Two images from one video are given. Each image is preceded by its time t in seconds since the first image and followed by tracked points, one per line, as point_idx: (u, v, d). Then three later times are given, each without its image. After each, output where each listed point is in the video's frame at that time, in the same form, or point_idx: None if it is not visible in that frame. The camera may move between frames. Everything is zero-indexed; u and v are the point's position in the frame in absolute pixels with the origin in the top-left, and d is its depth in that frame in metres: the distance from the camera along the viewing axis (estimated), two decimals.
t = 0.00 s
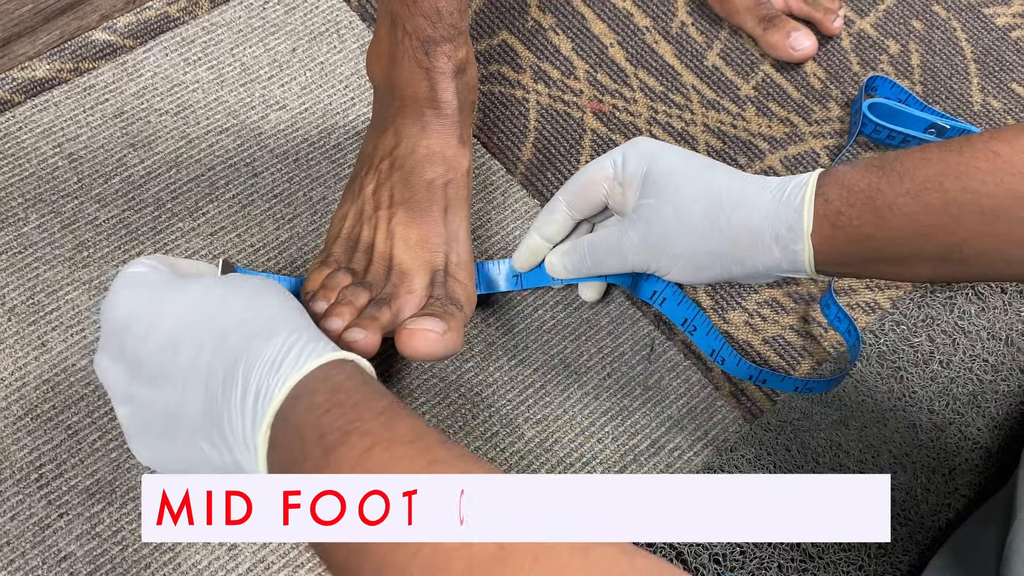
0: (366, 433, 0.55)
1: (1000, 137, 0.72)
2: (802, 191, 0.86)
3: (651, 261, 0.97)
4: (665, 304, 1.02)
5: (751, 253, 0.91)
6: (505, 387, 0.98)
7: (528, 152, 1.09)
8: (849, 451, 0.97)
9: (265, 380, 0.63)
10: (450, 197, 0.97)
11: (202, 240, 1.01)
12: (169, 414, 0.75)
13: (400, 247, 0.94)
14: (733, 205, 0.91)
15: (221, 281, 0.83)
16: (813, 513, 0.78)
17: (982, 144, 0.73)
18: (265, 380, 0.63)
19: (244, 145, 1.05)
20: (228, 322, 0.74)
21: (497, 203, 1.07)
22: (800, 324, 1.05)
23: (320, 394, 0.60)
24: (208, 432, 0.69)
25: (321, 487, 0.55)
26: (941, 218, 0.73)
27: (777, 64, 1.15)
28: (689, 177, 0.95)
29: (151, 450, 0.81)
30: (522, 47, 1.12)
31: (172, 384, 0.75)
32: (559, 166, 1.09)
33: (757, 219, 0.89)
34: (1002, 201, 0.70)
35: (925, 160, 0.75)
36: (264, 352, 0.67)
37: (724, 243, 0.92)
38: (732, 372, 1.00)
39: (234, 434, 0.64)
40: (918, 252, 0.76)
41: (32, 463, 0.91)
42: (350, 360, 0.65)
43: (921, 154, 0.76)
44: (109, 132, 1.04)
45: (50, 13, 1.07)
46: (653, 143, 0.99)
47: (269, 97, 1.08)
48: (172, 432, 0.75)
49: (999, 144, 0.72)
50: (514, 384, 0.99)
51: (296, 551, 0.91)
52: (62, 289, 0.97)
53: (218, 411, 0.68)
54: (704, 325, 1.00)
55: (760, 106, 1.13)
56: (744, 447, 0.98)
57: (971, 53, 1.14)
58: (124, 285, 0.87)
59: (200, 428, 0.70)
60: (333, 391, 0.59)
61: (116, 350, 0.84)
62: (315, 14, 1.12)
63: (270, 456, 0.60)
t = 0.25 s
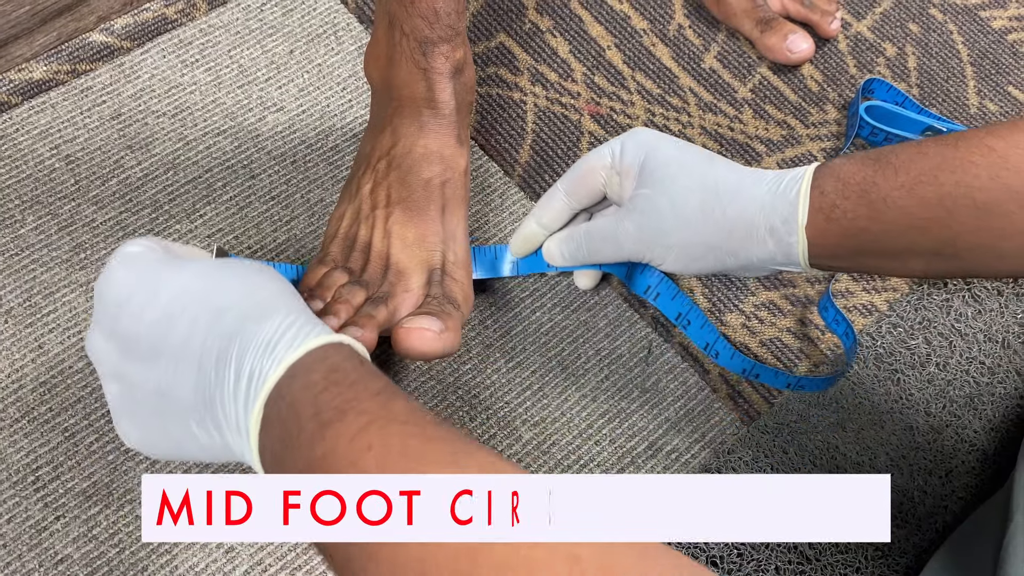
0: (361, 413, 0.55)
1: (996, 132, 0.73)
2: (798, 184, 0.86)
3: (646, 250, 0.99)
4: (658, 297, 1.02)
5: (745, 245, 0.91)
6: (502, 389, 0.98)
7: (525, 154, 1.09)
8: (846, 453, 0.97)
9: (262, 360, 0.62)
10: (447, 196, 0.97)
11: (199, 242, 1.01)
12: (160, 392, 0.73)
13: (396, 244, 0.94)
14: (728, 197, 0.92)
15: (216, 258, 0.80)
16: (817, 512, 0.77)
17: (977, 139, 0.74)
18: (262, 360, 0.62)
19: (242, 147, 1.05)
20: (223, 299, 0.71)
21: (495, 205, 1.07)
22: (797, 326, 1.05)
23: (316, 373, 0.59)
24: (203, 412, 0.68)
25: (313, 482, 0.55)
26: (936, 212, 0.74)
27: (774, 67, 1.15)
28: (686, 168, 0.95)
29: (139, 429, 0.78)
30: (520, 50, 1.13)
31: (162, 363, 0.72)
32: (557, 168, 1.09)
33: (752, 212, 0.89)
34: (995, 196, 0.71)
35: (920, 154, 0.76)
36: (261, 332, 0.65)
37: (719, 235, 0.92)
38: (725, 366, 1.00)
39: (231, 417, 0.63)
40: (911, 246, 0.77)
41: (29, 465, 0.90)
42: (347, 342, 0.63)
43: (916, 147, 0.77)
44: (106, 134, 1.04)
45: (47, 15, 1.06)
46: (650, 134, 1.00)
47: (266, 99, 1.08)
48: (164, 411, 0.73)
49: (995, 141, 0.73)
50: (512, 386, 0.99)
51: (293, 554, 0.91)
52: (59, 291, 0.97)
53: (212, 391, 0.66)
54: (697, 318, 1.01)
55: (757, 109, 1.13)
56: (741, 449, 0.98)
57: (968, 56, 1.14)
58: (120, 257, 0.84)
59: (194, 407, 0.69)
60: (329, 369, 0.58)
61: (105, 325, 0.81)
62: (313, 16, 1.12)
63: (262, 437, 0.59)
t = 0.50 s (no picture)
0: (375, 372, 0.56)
1: (990, 126, 0.75)
2: (794, 174, 0.89)
3: (641, 238, 0.99)
4: (653, 285, 1.03)
5: (740, 233, 0.93)
6: (500, 390, 0.98)
7: (523, 155, 1.09)
8: (843, 454, 0.98)
9: (277, 320, 0.61)
10: (445, 198, 0.97)
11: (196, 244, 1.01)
12: (167, 350, 0.71)
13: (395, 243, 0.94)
14: (725, 185, 0.94)
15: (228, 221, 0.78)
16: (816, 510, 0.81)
17: (972, 133, 0.75)
18: (278, 320, 0.61)
19: (240, 148, 1.05)
20: (237, 261, 0.70)
21: (493, 206, 1.07)
22: (795, 327, 1.05)
23: (331, 332, 0.59)
24: (212, 371, 0.66)
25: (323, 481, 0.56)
26: (928, 203, 0.76)
27: (772, 68, 1.15)
28: (685, 156, 0.97)
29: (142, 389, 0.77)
30: (518, 51, 1.13)
31: (172, 321, 0.71)
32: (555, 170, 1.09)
33: (749, 203, 0.91)
34: (988, 188, 0.73)
35: (916, 146, 0.78)
36: (276, 293, 0.64)
37: (715, 223, 0.94)
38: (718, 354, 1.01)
39: (242, 377, 0.62)
40: (903, 236, 0.80)
41: (26, 467, 0.90)
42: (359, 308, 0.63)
43: (914, 140, 0.80)
44: (104, 135, 1.03)
45: (45, 16, 1.06)
46: (650, 122, 1.01)
47: (264, 100, 1.08)
48: (171, 371, 0.71)
49: (991, 134, 0.74)
50: (510, 388, 0.99)
51: (290, 556, 0.91)
52: (56, 292, 0.97)
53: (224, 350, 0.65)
54: (693, 307, 1.02)
55: (754, 111, 1.13)
56: (740, 450, 0.97)
57: (965, 58, 1.15)
58: (130, 219, 0.83)
59: (203, 366, 0.67)
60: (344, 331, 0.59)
61: (114, 283, 0.80)
62: (311, 17, 1.12)
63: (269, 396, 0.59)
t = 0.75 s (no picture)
0: (391, 347, 0.58)
1: (986, 126, 0.75)
2: (790, 174, 0.90)
3: (638, 236, 0.99)
4: (653, 288, 1.03)
5: (736, 234, 0.94)
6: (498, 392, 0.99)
7: (521, 157, 1.09)
8: (841, 456, 0.98)
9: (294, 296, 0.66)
10: (444, 199, 0.97)
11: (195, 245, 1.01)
12: (183, 319, 0.77)
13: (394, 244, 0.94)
14: (723, 185, 0.94)
15: (250, 204, 0.84)
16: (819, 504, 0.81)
17: (968, 133, 0.75)
18: (295, 295, 0.66)
19: (237, 149, 1.05)
20: (259, 240, 0.76)
21: (491, 208, 1.07)
22: (793, 329, 1.05)
23: (348, 312, 0.62)
24: (225, 341, 0.72)
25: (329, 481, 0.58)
26: (925, 203, 0.76)
27: (769, 70, 1.15)
28: (682, 155, 0.97)
29: (153, 356, 0.82)
30: (516, 53, 1.13)
31: (191, 291, 0.77)
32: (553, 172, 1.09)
33: (746, 204, 0.92)
34: (984, 188, 0.73)
35: (913, 146, 0.78)
36: (294, 271, 0.70)
37: (713, 223, 0.95)
38: (715, 356, 1.02)
39: (253, 348, 0.67)
40: (900, 236, 0.80)
41: (24, 468, 0.90)
42: (373, 293, 0.66)
43: (911, 140, 0.79)
44: (102, 136, 1.03)
45: (43, 17, 1.06)
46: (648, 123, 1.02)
47: (262, 101, 1.08)
48: (184, 339, 0.77)
49: (987, 133, 0.74)
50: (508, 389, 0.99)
51: (288, 557, 0.91)
52: (54, 294, 0.97)
53: (238, 322, 0.70)
54: (690, 310, 1.02)
55: (752, 113, 1.13)
56: (737, 452, 0.97)
57: (962, 60, 1.15)
58: (153, 192, 0.88)
59: (216, 335, 0.73)
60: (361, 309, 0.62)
61: (136, 251, 0.85)
62: (309, 19, 1.12)
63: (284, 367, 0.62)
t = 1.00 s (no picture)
0: (395, 329, 0.59)
1: (983, 129, 0.75)
2: (786, 178, 0.89)
3: (634, 238, 0.99)
4: (647, 287, 1.03)
5: (730, 238, 0.94)
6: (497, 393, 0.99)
7: (519, 158, 1.09)
8: (839, 457, 0.98)
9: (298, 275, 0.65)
10: (444, 206, 0.97)
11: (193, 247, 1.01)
12: (182, 294, 0.76)
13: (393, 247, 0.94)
14: (719, 187, 0.94)
15: (252, 180, 0.83)
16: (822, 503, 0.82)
17: (964, 137, 0.76)
18: (300, 274, 0.65)
19: (236, 151, 1.05)
20: (262, 218, 0.75)
21: (490, 209, 1.07)
22: (791, 330, 1.05)
23: (351, 291, 0.63)
24: (226, 318, 0.71)
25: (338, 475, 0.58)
26: (921, 207, 0.76)
27: (768, 72, 1.15)
28: (679, 156, 0.97)
29: (149, 332, 0.81)
30: (514, 55, 1.13)
31: (192, 267, 0.75)
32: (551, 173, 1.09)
33: (742, 207, 0.91)
34: (979, 191, 0.73)
35: (909, 150, 0.79)
36: (298, 250, 0.69)
37: (709, 225, 0.94)
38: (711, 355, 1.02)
39: (254, 329, 0.66)
40: (896, 241, 0.79)
41: (21, 470, 0.90)
42: (377, 273, 0.67)
43: (905, 145, 0.80)
44: (100, 138, 1.03)
45: (41, 19, 1.06)
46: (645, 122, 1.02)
47: (260, 103, 1.08)
48: (183, 315, 0.76)
49: (981, 137, 0.75)
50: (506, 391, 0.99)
51: (287, 559, 0.91)
52: (51, 296, 0.97)
53: (240, 300, 0.69)
54: (686, 307, 1.02)
55: (750, 114, 1.13)
56: (736, 453, 0.98)
57: (960, 62, 1.15)
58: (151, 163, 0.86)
59: (217, 312, 0.72)
60: (365, 289, 0.63)
61: (131, 224, 0.83)
62: (307, 20, 1.12)
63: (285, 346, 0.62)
